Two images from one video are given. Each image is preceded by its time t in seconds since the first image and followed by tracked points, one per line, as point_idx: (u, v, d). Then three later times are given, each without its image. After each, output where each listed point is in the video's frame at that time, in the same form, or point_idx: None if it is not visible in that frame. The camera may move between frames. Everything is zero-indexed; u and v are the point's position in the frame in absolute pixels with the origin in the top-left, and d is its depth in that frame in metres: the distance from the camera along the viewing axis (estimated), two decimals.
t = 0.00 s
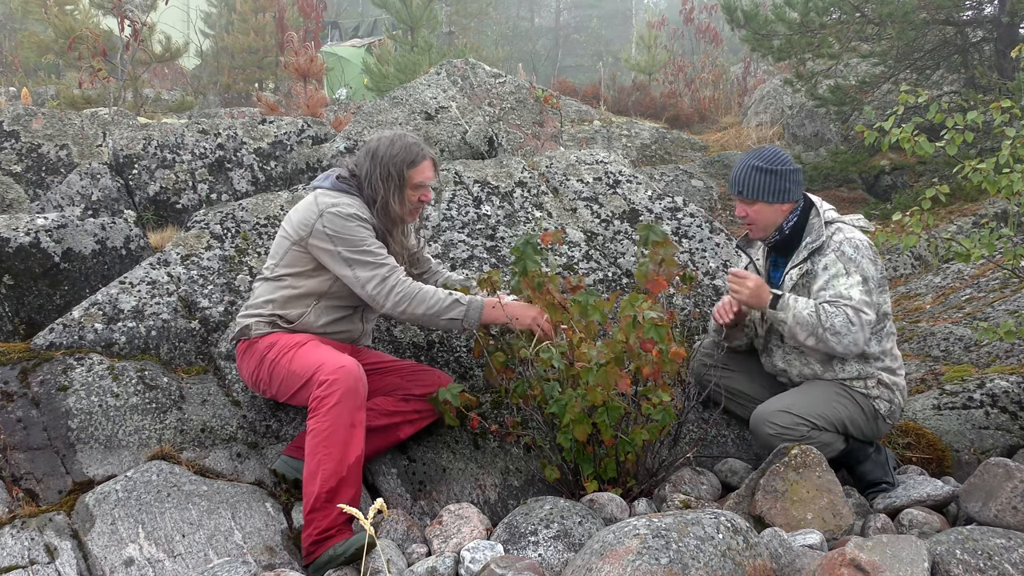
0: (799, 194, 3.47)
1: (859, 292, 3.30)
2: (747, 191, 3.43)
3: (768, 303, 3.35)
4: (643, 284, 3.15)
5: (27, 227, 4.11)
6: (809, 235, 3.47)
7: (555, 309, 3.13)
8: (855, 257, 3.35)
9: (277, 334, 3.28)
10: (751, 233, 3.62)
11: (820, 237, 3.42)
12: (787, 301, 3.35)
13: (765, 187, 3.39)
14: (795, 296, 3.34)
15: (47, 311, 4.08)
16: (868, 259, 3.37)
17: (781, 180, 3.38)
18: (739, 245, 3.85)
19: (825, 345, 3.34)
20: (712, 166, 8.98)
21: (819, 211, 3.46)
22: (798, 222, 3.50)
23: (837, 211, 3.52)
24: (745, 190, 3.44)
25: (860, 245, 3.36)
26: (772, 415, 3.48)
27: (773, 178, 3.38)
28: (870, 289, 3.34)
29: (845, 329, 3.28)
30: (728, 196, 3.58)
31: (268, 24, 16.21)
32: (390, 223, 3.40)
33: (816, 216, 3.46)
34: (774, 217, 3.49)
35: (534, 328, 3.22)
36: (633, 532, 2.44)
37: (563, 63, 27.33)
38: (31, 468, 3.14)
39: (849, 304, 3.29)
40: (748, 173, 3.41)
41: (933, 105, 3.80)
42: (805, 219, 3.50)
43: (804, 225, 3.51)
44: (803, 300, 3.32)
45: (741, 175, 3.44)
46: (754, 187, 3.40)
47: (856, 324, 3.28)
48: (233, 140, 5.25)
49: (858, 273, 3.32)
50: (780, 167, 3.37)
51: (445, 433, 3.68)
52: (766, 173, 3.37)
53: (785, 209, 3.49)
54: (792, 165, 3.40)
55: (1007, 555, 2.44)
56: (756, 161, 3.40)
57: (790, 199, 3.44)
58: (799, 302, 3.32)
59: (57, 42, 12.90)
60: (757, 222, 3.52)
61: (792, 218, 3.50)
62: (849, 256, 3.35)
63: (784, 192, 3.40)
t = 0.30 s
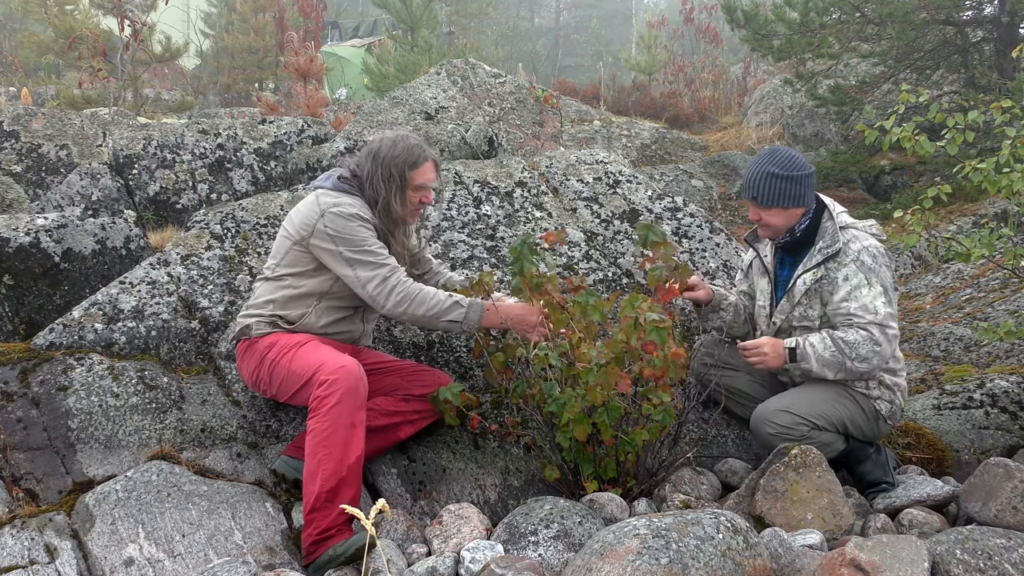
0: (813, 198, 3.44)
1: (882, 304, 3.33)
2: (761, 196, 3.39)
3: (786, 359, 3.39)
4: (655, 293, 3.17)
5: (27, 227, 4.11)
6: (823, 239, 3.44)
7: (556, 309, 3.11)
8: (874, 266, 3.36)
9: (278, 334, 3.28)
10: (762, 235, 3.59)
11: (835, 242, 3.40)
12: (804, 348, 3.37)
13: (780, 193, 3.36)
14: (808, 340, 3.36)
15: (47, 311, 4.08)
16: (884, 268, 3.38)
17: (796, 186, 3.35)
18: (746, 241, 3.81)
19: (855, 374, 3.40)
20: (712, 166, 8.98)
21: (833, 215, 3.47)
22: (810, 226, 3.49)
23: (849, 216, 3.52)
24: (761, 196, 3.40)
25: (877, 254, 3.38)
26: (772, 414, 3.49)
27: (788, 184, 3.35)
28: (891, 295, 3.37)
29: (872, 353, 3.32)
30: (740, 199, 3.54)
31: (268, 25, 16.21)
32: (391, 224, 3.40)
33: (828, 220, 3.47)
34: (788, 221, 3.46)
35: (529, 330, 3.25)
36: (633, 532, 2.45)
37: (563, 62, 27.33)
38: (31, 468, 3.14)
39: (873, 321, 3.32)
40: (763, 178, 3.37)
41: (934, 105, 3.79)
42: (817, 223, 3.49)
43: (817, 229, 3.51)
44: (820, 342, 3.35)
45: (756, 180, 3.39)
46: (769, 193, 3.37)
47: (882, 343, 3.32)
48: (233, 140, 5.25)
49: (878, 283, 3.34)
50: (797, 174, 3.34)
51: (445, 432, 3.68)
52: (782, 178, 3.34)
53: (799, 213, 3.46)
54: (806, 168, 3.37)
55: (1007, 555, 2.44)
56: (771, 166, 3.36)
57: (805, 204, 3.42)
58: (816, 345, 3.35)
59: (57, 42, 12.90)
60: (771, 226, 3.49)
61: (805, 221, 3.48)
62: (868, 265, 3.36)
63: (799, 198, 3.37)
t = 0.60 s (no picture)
0: (817, 204, 3.41)
1: (873, 312, 3.31)
2: (764, 206, 3.37)
3: (768, 364, 3.47)
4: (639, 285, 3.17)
5: (27, 227, 4.11)
6: (824, 244, 3.43)
7: (555, 309, 3.12)
8: (870, 274, 3.34)
9: (278, 335, 3.28)
10: (766, 239, 3.58)
11: (836, 249, 3.39)
12: (784, 353, 3.44)
13: (783, 204, 3.34)
14: (789, 345, 3.43)
15: (47, 311, 4.08)
16: (882, 276, 3.35)
17: (801, 196, 3.33)
18: (749, 237, 3.81)
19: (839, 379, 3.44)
20: (712, 166, 8.98)
21: (836, 219, 3.44)
22: (813, 232, 3.47)
23: (853, 219, 3.49)
24: (765, 205, 3.37)
25: (876, 262, 3.35)
26: (771, 415, 3.49)
27: (791, 195, 3.32)
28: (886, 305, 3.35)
29: (851, 360, 3.34)
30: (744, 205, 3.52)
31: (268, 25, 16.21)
32: (391, 219, 3.40)
33: (830, 224, 3.45)
34: (791, 229, 3.44)
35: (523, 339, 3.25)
36: (633, 532, 2.44)
37: (563, 62, 27.33)
38: (31, 468, 3.14)
39: (859, 327, 3.32)
40: (766, 188, 3.34)
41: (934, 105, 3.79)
42: (820, 228, 3.47)
43: (819, 234, 3.49)
44: (800, 347, 3.41)
45: (759, 189, 3.37)
46: (773, 203, 3.34)
47: (863, 350, 3.32)
48: (233, 140, 5.25)
49: (872, 291, 3.33)
50: (800, 184, 3.30)
51: (445, 432, 3.68)
52: (785, 189, 3.31)
53: (803, 220, 3.44)
54: (812, 177, 3.34)
55: (1007, 555, 2.44)
56: (777, 176, 3.32)
57: (809, 212, 3.39)
58: (796, 350, 3.42)
59: (57, 42, 12.90)
60: (774, 232, 3.48)
61: (808, 227, 3.47)
62: (864, 272, 3.34)
63: (804, 207, 3.35)
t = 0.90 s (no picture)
0: (814, 206, 3.41)
1: (839, 308, 3.32)
2: (763, 209, 3.37)
3: (726, 351, 3.50)
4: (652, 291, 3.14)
5: (27, 227, 4.11)
6: (819, 245, 3.45)
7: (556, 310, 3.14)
8: (852, 274, 3.32)
9: (277, 334, 3.28)
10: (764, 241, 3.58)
11: (828, 250, 3.41)
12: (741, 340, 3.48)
13: (781, 206, 3.34)
14: (746, 333, 3.48)
15: (47, 311, 4.08)
16: (867, 277, 3.32)
17: (799, 199, 3.32)
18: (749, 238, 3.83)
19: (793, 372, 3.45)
20: (712, 166, 8.98)
21: (832, 220, 3.45)
22: (811, 233, 3.48)
23: (853, 221, 3.48)
24: (763, 208, 3.37)
25: (863, 263, 3.33)
26: (771, 415, 3.48)
27: (789, 198, 3.32)
28: (858, 305, 3.31)
29: (802, 350, 3.37)
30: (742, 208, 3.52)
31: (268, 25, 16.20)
32: (387, 216, 3.38)
33: (826, 225, 3.46)
34: (790, 231, 3.44)
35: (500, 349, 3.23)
36: (633, 532, 2.45)
37: (563, 62, 27.33)
38: (31, 468, 3.14)
39: (817, 320, 3.35)
40: (764, 191, 3.34)
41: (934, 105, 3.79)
42: (818, 230, 3.47)
43: (816, 235, 3.50)
44: (757, 335, 3.45)
45: (758, 192, 3.37)
46: (771, 205, 3.34)
47: (816, 342, 3.34)
48: (233, 140, 5.25)
49: (847, 289, 3.32)
50: (797, 186, 3.30)
51: (445, 432, 3.68)
52: (783, 192, 3.31)
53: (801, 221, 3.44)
54: (810, 179, 3.33)
55: (1007, 555, 2.44)
56: (775, 178, 3.31)
57: (807, 214, 3.39)
58: (752, 338, 3.46)
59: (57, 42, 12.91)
60: (773, 234, 3.48)
61: (806, 228, 3.47)
62: (846, 271, 3.33)
63: (802, 210, 3.35)
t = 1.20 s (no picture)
0: (807, 207, 3.41)
1: (834, 307, 3.32)
2: (754, 210, 3.37)
3: (727, 358, 3.56)
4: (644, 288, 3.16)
5: (27, 227, 4.11)
6: (812, 245, 3.45)
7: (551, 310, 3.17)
8: (846, 272, 3.33)
9: (277, 334, 3.28)
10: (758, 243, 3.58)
11: (822, 250, 3.40)
12: (741, 347, 3.53)
13: (772, 208, 3.34)
14: (745, 340, 3.53)
15: (47, 312, 4.08)
16: (861, 275, 3.32)
17: (790, 199, 3.31)
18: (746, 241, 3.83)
19: (791, 374, 3.47)
20: (712, 166, 8.98)
21: (825, 220, 3.45)
22: (804, 234, 3.47)
23: (846, 221, 3.48)
24: (753, 208, 3.38)
25: (857, 262, 3.33)
26: (771, 415, 3.48)
27: (780, 198, 3.31)
28: (852, 303, 3.32)
29: (799, 352, 3.39)
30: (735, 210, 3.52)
31: (268, 25, 16.20)
32: (385, 220, 3.37)
33: (820, 226, 3.45)
34: (782, 231, 3.44)
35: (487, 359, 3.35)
36: (633, 532, 2.45)
37: (563, 62, 27.33)
38: (31, 468, 3.14)
39: (813, 321, 3.37)
40: (755, 193, 3.34)
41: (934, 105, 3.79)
42: (811, 231, 3.47)
43: (810, 236, 3.50)
44: (756, 341, 3.49)
45: (749, 194, 3.37)
46: (761, 206, 3.34)
47: (813, 343, 3.36)
48: (233, 140, 5.25)
49: (842, 288, 3.32)
50: (788, 187, 3.30)
51: (445, 432, 3.68)
52: (774, 193, 3.31)
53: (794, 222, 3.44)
54: (801, 179, 3.32)
55: (1007, 555, 2.44)
56: (764, 179, 3.32)
57: (799, 215, 3.38)
58: (750, 344, 3.50)
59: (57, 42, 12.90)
60: (766, 235, 3.48)
61: (800, 229, 3.47)
62: (841, 271, 3.34)
63: (792, 210, 3.34)
